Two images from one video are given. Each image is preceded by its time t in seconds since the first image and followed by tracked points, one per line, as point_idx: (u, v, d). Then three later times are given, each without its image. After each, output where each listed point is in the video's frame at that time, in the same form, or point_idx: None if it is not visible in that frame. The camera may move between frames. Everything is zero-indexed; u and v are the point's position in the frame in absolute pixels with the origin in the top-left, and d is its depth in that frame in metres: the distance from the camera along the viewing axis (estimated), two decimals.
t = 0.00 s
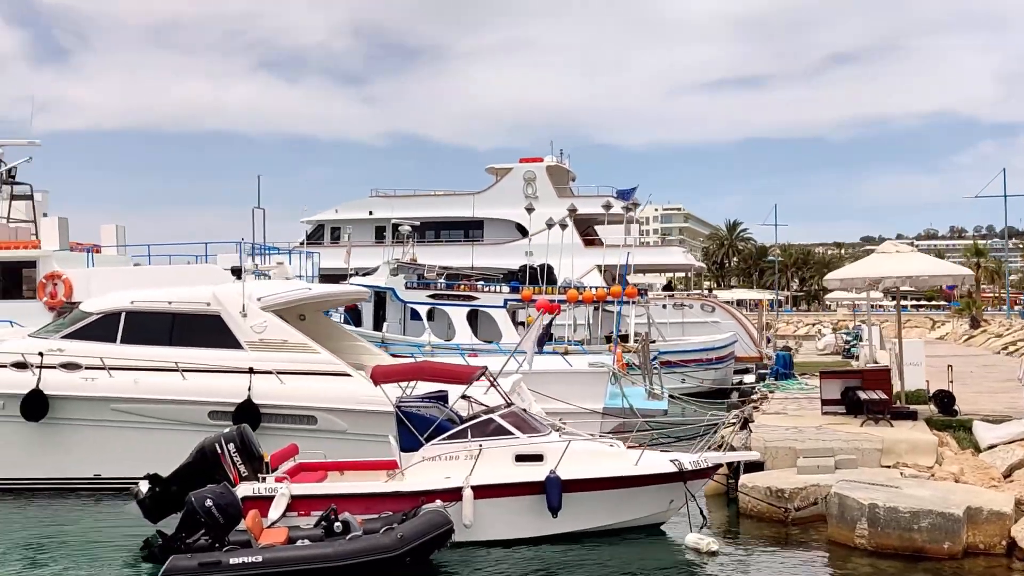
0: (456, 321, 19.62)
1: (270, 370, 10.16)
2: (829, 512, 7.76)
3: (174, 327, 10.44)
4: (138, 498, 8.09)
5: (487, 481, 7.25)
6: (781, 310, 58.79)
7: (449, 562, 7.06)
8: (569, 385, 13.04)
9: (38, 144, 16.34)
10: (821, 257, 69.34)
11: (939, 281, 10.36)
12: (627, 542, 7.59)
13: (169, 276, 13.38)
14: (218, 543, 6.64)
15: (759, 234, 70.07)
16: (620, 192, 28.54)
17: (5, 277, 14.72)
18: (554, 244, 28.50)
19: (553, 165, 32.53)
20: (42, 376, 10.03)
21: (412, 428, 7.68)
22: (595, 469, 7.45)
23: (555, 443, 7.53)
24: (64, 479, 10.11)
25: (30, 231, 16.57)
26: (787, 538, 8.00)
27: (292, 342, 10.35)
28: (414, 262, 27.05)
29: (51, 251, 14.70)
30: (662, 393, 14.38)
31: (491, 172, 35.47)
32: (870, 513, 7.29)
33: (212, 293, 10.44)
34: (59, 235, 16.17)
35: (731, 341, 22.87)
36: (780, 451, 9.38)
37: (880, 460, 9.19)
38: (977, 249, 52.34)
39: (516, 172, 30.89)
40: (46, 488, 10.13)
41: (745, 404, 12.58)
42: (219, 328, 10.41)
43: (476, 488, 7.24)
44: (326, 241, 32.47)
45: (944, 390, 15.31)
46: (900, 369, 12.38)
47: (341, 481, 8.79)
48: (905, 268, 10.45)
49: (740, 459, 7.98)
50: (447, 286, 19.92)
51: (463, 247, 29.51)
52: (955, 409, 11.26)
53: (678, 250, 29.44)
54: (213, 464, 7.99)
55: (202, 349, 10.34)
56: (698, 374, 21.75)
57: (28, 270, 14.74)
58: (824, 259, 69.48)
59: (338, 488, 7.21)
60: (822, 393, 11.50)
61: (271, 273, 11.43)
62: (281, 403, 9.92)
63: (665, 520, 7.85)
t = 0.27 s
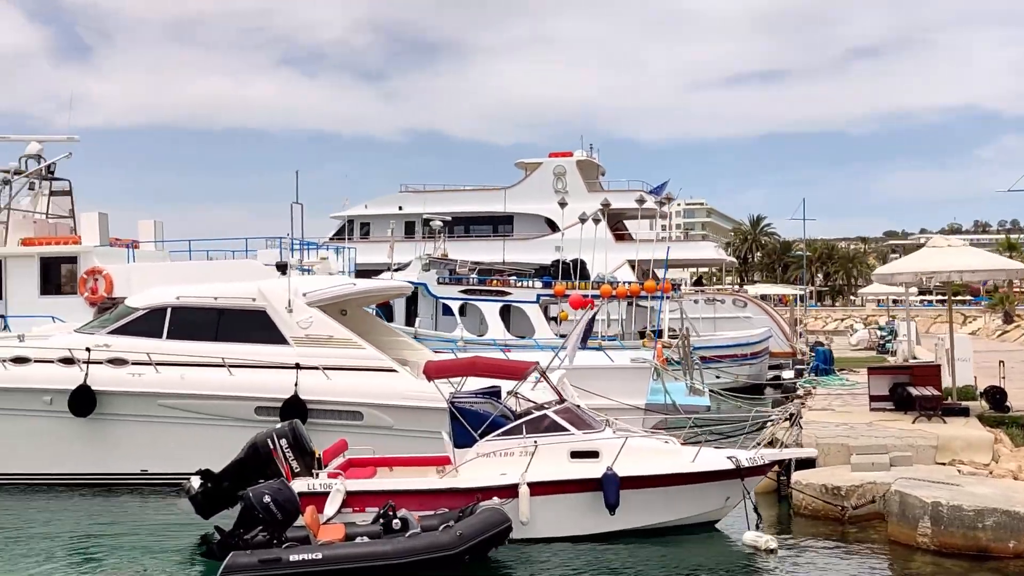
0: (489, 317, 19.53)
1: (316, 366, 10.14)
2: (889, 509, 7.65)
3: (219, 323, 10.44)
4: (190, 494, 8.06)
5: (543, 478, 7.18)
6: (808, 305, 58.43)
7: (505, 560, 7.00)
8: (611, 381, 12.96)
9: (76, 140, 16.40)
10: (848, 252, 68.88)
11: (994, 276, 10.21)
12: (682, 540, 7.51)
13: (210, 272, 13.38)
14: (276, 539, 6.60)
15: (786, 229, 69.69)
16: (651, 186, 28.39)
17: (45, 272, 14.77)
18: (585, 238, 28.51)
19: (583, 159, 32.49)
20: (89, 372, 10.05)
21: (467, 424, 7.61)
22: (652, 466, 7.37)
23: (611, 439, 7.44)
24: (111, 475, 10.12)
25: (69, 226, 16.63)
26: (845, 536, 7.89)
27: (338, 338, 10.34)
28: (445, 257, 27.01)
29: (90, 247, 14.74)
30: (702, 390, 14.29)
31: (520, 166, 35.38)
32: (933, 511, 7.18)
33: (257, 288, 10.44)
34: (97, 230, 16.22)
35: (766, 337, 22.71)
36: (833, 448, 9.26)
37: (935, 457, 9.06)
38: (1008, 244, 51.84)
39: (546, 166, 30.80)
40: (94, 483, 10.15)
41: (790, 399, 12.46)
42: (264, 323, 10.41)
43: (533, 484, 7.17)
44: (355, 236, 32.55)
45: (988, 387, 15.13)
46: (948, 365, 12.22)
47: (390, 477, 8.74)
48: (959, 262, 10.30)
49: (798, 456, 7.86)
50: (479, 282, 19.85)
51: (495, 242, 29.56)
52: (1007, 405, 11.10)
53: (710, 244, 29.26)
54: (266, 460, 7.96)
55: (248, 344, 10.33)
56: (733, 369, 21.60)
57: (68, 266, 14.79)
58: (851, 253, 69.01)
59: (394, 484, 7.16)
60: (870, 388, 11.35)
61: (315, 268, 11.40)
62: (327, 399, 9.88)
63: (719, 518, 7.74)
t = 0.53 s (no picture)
0: (519, 311, 19.48)
1: (359, 361, 10.09)
2: (948, 508, 7.54)
3: (261, 318, 10.41)
4: (237, 490, 8.00)
5: (597, 474, 7.08)
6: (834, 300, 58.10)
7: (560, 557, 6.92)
8: (649, 377, 12.86)
9: (111, 135, 16.43)
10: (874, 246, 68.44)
11: None
12: (737, 537, 7.38)
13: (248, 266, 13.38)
14: (330, 535, 6.56)
15: (810, 223, 69.32)
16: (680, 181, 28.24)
17: (82, 267, 14.81)
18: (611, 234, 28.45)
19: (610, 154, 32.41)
20: (132, 367, 10.05)
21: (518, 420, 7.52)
22: (707, 462, 7.26)
23: (665, 436, 7.35)
24: (154, 469, 10.12)
25: (104, 221, 16.67)
26: (902, 534, 7.78)
27: (380, 333, 10.28)
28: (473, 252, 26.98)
29: (127, 241, 14.78)
30: (740, 385, 14.20)
31: (546, 161, 35.29)
32: (994, 510, 7.06)
33: (299, 283, 10.40)
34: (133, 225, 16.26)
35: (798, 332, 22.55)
36: (883, 445, 9.14)
37: (988, 454, 8.92)
38: None
39: (573, 161, 30.71)
40: (137, 478, 10.16)
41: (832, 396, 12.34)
42: (306, 319, 10.38)
43: (586, 481, 7.08)
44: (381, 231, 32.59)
45: None
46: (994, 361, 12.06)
47: (436, 473, 8.69)
48: (1009, 256, 10.14)
49: (853, 453, 7.74)
50: (509, 277, 19.78)
51: (524, 237, 29.53)
52: None
53: (739, 239, 29.09)
54: (314, 455, 7.92)
55: (290, 340, 10.30)
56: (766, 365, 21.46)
57: (105, 261, 14.82)
58: (876, 248, 68.55)
59: (445, 480, 7.09)
60: (916, 384, 11.20)
61: (355, 263, 11.36)
62: (370, 394, 9.83)
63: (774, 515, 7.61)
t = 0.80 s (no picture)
0: (541, 307, 19.39)
1: (392, 357, 10.02)
2: (998, 507, 7.44)
3: (294, 314, 10.34)
4: (276, 487, 7.94)
5: (642, 472, 6.99)
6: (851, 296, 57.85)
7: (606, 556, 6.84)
8: (680, 373, 12.76)
9: (137, 130, 16.42)
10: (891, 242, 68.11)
11: None
12: (783, 536, 7.28)
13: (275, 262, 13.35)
14: (376, 533, 6.50)
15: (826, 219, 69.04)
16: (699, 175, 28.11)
17: (109, 263, 14.78)
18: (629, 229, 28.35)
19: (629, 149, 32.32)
20: (165, 364, 10.00)
21: (561, 418, 7.43)
22: (754, 461, 7.18)
23: (710, 433, 7.27)
24: (186, 466, 10.07)
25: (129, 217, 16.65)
26: (951, 533, 7.68)
27: (414, 329, 10.20)
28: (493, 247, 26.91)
29: (154, 237, 14.75)
30: (770, 382, 14.09)
31: (564, 156, 35.17)
32: None
33: (332, 279, 10.34)
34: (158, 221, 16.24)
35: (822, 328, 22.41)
36: (926, 442, 9.02)
37: None
38: None
39: (591, 156, 30.60)
40: (170, 474, 10.11)
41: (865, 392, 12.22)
42: (338, 315, 10.30)
43: (631, 479, 6.99)
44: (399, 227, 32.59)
45: None
46: None
47: (474, 470, 8.60)
48: None
49: (900, 451, 7.61)
50: (530, 273, 19.69)
51: (543, 233, 29.46)
52: None
53: (759, 234, 28.93)
54: (354, 453, 7.84)
55: (322, 336, 10.23)
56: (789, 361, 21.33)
57: (132, 256, 14.80)
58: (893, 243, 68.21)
59: (489, 478, 7.01)
60: (954, 381, 11.06)
61: (387, 259, 11.26)
62: (405, 391, 9.76)
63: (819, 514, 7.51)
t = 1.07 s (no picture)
0: (561, 306, 19.25)
1: (424, 356, 9.95)
2: None
3: (324, 313, 10.27)
4: (312, 488, 7.84)
5: (687, 473, 6.90)
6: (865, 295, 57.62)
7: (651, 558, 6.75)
8: (709, 372, 12.66)
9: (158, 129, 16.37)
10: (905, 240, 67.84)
11: None
12: (829, 537, 7.18)
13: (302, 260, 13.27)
14: (420, 534, 6.42)
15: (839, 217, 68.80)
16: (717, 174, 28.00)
17: (132, 261, 14.73)
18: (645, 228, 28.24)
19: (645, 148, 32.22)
20: (195, 363, 9.93)
21: (603, 418, 7.35)
22: (800, 461, 7.09)
23: (755, 434, 7.19)
24: (216, 466, 10.01)
25: (151, 215, 16.60)
26: (997, 535, 7.57)
27: (445, 328, 10.13)
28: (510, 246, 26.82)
29: (178, 236, 14.69)
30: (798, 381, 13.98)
31: (579, 154, 35.07)
32: None
33: (363, 278, 10.27)
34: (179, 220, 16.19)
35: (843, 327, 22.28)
36: (967, 442, 8.91)
37: None
38: None
39: (607, 155, 30.49)
40: (200, 474, 10.06)
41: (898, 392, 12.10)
42: (369, 313, 10.23)
43: (676, 480, 6.90)
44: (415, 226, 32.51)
45: None
46: None
47: (510, 471, 8.49)
48: None
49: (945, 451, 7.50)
50: (548, 271, 19.59)
51: (561, 231, 29.37)
52: None
53: (777, 233, 28.80)
54: (392, 453, 7.76)
55: (353, 334, 10.16)
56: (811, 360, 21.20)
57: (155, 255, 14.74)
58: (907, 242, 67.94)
59: (532, 479, 6.92)
60: (989, 380, 10.94)
61: (416, 256, 11.18)
62: (438, 391, 9.69)
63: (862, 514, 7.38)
